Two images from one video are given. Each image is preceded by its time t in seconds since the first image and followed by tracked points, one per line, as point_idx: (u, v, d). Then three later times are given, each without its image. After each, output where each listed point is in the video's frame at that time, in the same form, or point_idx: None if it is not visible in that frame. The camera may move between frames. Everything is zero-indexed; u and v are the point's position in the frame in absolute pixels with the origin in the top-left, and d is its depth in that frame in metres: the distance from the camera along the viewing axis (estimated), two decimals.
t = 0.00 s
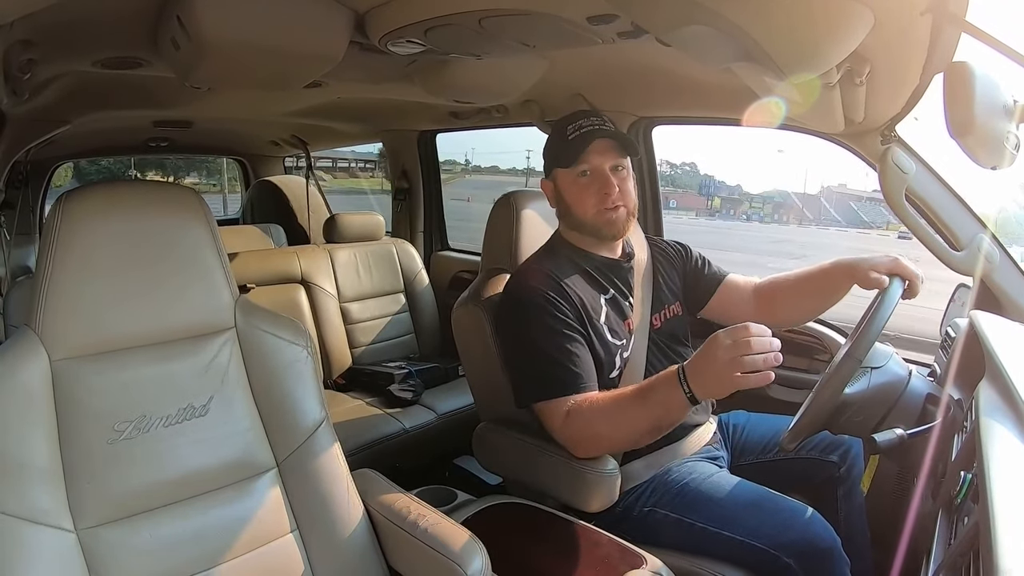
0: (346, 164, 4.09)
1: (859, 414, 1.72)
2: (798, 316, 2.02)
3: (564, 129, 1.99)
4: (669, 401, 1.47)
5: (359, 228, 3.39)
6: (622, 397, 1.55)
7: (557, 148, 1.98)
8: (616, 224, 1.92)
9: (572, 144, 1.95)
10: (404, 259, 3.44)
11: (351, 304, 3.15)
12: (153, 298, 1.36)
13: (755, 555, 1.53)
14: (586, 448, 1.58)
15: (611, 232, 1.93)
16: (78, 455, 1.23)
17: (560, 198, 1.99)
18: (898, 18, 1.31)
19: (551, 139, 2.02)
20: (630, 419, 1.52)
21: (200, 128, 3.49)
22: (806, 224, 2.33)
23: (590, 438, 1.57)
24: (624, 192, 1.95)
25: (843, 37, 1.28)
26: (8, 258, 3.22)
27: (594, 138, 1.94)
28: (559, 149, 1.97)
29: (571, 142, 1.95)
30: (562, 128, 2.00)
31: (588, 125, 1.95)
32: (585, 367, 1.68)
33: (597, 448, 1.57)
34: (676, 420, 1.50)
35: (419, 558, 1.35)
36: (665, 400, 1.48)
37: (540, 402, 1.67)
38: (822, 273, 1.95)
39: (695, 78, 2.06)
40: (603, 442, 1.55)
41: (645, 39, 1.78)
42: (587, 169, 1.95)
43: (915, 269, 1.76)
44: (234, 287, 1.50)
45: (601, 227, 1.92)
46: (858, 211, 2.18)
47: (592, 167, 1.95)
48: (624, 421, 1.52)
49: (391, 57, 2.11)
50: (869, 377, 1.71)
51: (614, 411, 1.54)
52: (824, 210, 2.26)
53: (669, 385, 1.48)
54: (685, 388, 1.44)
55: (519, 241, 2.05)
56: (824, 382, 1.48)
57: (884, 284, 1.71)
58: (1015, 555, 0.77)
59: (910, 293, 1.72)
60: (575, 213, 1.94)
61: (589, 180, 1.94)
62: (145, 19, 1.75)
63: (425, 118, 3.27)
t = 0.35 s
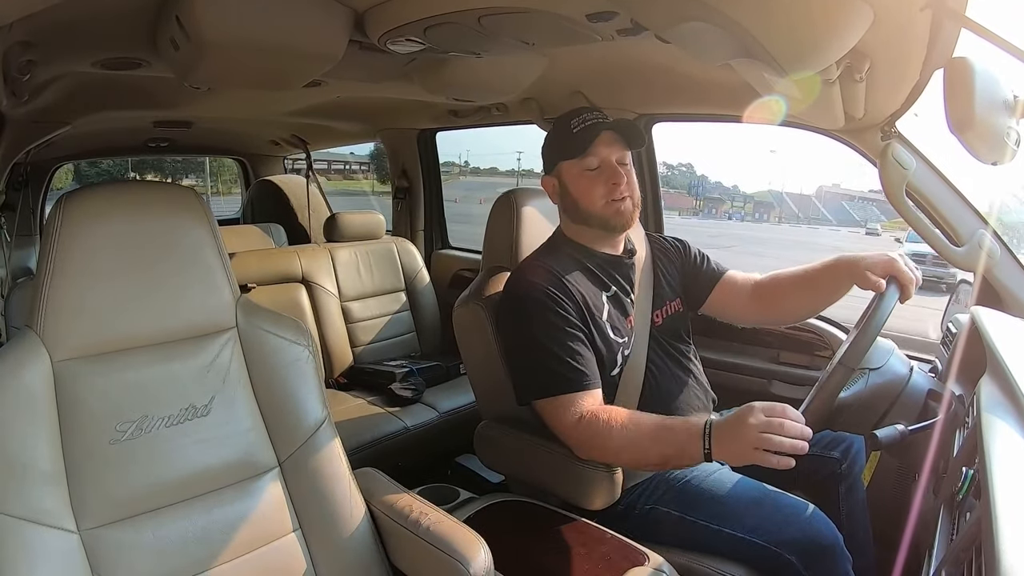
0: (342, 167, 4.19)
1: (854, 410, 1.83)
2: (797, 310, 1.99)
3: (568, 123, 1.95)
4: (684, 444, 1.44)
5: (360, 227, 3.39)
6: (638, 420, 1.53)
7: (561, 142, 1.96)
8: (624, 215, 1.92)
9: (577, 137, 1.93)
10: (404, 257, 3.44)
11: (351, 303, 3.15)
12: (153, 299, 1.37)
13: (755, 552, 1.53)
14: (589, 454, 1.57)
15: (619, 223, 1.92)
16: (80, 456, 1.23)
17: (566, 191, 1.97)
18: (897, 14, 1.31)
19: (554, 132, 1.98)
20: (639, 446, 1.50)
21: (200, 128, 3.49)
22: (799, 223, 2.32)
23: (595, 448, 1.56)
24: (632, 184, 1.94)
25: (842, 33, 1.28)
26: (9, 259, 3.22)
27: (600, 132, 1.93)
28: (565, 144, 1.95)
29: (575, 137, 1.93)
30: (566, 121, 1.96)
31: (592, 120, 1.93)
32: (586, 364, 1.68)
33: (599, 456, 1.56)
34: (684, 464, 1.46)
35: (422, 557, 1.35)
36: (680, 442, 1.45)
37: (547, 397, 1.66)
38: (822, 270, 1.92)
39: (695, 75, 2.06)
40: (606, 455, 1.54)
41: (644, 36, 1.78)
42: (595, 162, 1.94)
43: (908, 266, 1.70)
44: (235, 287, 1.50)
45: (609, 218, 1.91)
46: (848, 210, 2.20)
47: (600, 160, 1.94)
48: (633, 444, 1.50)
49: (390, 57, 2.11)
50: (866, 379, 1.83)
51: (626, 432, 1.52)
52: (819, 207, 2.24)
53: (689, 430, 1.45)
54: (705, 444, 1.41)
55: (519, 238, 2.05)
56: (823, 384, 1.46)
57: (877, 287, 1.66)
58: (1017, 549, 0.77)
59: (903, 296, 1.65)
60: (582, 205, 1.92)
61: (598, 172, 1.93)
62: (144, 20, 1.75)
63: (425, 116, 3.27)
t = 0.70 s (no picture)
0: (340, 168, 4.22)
1: (860, 411, 1.74)
2: (795, 317, 2.01)
3: (578, 120, 1.93)
4: (698, 457, 1.52)
5: (360, 227, 3.39)
6: (654, 427, 1.57)
7: (570, 137, 1.93)
8: (635, 213, 1.93)
9: (589, 135, 1.91)
10: (404, 258, 3.44)
11: (352, 304, 3.15)
12: (154, 300, 1.37)
13: (756, 553, 1.53)
14: (601, 453, 1.57)
15: (631, 219, 1.92)
16: (80, 456, 1.23)
17: (575, 187, 1.94)
18: (898, 14, 1.31)
19: (560, 127, 1.96)
20: (656, 453, 1.54)
21: (201, 128, 3.49)
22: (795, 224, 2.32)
23: (608, 448, 1.56)
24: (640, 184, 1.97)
25: (843, 33, 1.28)
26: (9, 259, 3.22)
27: (613, 129, 1.92)
28: (575, 140, 1.93)
29: (586, 133, 1.91)
30: (575, 118, 1.94)
31: (602, 118, 1.93)
32: (586, 363, 1.68)
33: (610, 457, 1.56)
34: (691, 476, 1.55)
35: (423, 557, 1.35)
36: (694, 453, 1.53)
37: (556, 394, 1.65)
38: (821, 277, 1.94)
39: (695, 75, 2.05)
40: (620, 458, 1.55)
41: (644, 36, 1.78)
42: (608, 159, 1.94)
43: (907, 265, 1.75)
44: (235, 287, 1.50)
45: (621, 214, 1.91)
46: (839, 210, 2.20)
47: (613, 157, 1.94)
48: (649, 451, 1.54)
49: (390, 57, 2.11)
50: (869, 377, 1.76)
51: (645, 438, 1.55)
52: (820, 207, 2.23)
53: (703, 446, 1.54)
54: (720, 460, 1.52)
55: (519, 238, 2.05)
56: (826, 380, 1.49)
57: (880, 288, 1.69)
58: (1017, 549, 0.78)
59: (906, 291, 1.69)
60: (594, 201, 1.91)
61: (610, 169, 1.93)
62: (144, 20, 1.75)
63: (425, 116, 3.27)
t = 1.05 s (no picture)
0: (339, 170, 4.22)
1: (860, 411, 1.80)
2: (794, 319, 2.01)
3: (593, 120, 1.94)
4: (701, 458, 1.56)
5: (360, 228, 3.39)
6: (656, 429, 1.60)
7: (584, 135, 1.93)
8: (646, 212, 1.94)
9: (604, 133, 1.92)
10: (404, 259, 3.44)
11: (351, 305, 3.15)
12: (154, 301, 1.37)
13: (755, 555, 1.53)
14: (607, 457, 1.57)
15: (642, 218, 1.93)
16: (79, 457, 1.23)
17: (590, 185, 1.93)
18: (897, 15, 1.31)
19: (574, 125, 1.96)
20: (660, 457, 1.56)
21: (200, 129, 3.49)
22: (795, 222, 2.34)
23: (614, 450, 1.56)
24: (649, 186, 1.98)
25: (843, 34, 1.28)
26: (8, 259, 3.22)
27: (628, 128, 1.93)
28: (588, 137, 1.92)
29: (602, 132, 1.91)
30: (589, 117, 1.95)
31: (616, 119, 1.94)
32: (587, 365, 1.68)
33: (614, 459, 1.57)
34: (695, 477, 1.58)
35: (422, 559, 1.35)
36: (697, 454, 1.57)
37: (558, 394, 1.64)
38: (821, 278, 1.95)
39: (695, 77, 2.06)
40: (627, 460, 1.56)
41: (644, 38, 1.78)
42: (623, 158, 1.94)
43: (906, 266, 1.75)
44: (234, 288, 1.50)
45: (634, 213, 1.91)
46: (831, 210, 2.23)
47: (627, 156, 1.95)
48: (655, 453, 1.57)
49: (391, 58, 2.11)
50: (869, 378, 1.83)
51: (650, 439, 1.57)
52: (819, 208, 2.25)
53: (705, 447, 1.58)
54: (722, 464, 1.55)
55: (519, 240, 2.05)
56: (824, 384, 1.49)
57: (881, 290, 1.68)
58: (1016, 550, 0.78)
59: (904, 294, 1.68)
60: (610, 199, 1.90)
61: (625, 168, 1.94)
62: (144, 20, 1.75)
63: (425, 118, 3.27)
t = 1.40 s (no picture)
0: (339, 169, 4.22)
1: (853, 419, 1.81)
2: (794, 320, 2.01)
3: (600, 120, 1.94)
4: (701, 459, 1.56)
5: (360, 227, 3.39)
6: (656, 429, 1.60)
7: (590, 136, 1.93)
8: (652, 214, 1.93)
9: (613, 134, 1.92)
10: (404, 259, 3.44)
11: (351, 304, 3.15)
12: (154, 300, 1.36)
13: (755, 557, 1.54)
14: (608, 458, 1.57)
15: (649, 221, 1.92)
16: (77, 455, 1.23)
17: (597, 185, 1.92)
18: (897, 18, 1.31)
19: (582, 124, 1.96)
20: (660, 458, 1.57)
21: (201, 128, 3.49)
22: (794, 224, 2.33)
23: (615, 451, 1.56)
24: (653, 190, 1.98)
25: (844, 36, 1.28)
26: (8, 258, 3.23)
27: (636, 129, 1.93)
28: (595, 137, 1.92)
29: (609, 132, 1.91)
30: (596, 118, 1.95)
31: (622, 120, 1.94)
32: (589, 366, 1.68)
33: (615, 460, 1.57)
34: (696, 478, 1.58)
35: (421, 558, 1.34)
36: (697, 455, 1.57)
37: (558, 395, 1.64)
38: (820, 281, 1.95)
39: (696, 78, 2.06)
40: (627, 461, 1.56)
41: (645, 39, 1.78)
42: (631, 158, 1.94)
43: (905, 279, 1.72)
44: (234, 287, 1.50)
45: (642, 214, 1.91)
46: (822, 209, 2.24)
47: (634, 157, 1.95)
48: (655, 454, 1.57)
49: (391, 58, 2.11)
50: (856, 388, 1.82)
51: (651, 440, 1.58)
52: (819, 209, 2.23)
53: (704, 447, 1.57)
54: (722, 464, 1.55)
55: (519, 240, 2.05)
56: (825, 385, 1.48)
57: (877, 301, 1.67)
58: (1015, 553, 0.77)
59: (901, 304, 1.67)
60: (617, 200, 1.90)
61: (633, 169, 1.94)
62: (145, 19, 1.75)
63: (426, 118, 3.28)
